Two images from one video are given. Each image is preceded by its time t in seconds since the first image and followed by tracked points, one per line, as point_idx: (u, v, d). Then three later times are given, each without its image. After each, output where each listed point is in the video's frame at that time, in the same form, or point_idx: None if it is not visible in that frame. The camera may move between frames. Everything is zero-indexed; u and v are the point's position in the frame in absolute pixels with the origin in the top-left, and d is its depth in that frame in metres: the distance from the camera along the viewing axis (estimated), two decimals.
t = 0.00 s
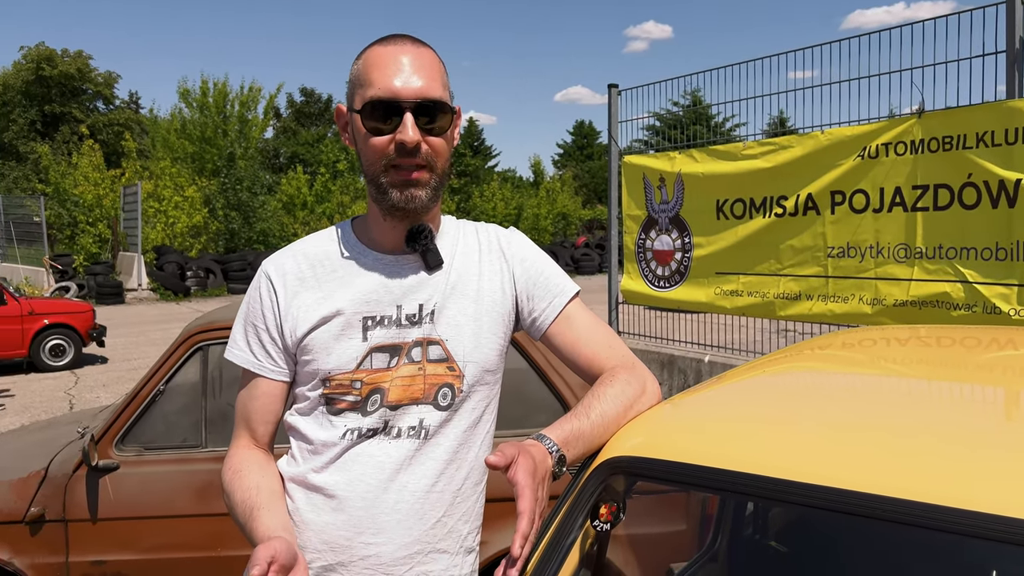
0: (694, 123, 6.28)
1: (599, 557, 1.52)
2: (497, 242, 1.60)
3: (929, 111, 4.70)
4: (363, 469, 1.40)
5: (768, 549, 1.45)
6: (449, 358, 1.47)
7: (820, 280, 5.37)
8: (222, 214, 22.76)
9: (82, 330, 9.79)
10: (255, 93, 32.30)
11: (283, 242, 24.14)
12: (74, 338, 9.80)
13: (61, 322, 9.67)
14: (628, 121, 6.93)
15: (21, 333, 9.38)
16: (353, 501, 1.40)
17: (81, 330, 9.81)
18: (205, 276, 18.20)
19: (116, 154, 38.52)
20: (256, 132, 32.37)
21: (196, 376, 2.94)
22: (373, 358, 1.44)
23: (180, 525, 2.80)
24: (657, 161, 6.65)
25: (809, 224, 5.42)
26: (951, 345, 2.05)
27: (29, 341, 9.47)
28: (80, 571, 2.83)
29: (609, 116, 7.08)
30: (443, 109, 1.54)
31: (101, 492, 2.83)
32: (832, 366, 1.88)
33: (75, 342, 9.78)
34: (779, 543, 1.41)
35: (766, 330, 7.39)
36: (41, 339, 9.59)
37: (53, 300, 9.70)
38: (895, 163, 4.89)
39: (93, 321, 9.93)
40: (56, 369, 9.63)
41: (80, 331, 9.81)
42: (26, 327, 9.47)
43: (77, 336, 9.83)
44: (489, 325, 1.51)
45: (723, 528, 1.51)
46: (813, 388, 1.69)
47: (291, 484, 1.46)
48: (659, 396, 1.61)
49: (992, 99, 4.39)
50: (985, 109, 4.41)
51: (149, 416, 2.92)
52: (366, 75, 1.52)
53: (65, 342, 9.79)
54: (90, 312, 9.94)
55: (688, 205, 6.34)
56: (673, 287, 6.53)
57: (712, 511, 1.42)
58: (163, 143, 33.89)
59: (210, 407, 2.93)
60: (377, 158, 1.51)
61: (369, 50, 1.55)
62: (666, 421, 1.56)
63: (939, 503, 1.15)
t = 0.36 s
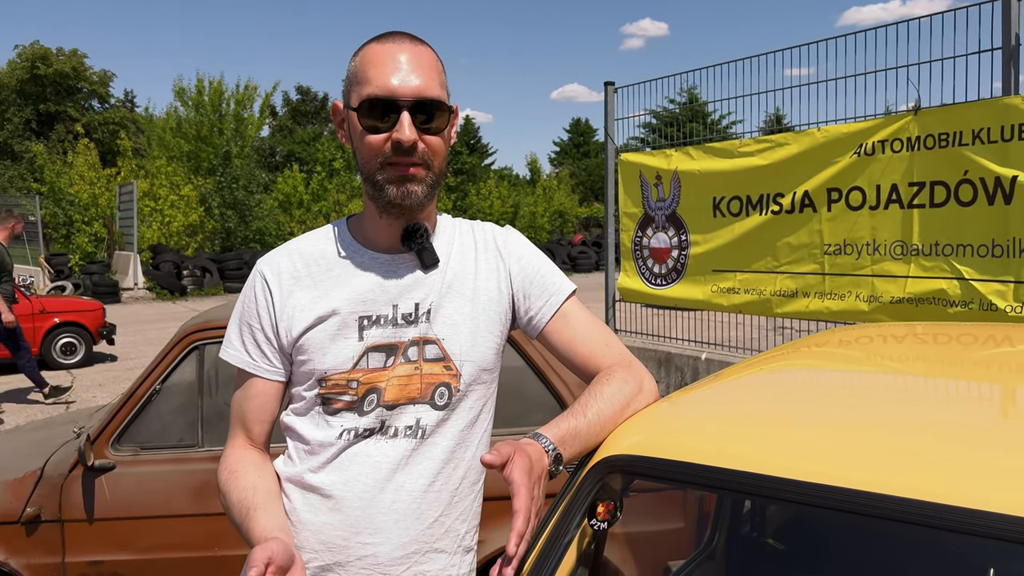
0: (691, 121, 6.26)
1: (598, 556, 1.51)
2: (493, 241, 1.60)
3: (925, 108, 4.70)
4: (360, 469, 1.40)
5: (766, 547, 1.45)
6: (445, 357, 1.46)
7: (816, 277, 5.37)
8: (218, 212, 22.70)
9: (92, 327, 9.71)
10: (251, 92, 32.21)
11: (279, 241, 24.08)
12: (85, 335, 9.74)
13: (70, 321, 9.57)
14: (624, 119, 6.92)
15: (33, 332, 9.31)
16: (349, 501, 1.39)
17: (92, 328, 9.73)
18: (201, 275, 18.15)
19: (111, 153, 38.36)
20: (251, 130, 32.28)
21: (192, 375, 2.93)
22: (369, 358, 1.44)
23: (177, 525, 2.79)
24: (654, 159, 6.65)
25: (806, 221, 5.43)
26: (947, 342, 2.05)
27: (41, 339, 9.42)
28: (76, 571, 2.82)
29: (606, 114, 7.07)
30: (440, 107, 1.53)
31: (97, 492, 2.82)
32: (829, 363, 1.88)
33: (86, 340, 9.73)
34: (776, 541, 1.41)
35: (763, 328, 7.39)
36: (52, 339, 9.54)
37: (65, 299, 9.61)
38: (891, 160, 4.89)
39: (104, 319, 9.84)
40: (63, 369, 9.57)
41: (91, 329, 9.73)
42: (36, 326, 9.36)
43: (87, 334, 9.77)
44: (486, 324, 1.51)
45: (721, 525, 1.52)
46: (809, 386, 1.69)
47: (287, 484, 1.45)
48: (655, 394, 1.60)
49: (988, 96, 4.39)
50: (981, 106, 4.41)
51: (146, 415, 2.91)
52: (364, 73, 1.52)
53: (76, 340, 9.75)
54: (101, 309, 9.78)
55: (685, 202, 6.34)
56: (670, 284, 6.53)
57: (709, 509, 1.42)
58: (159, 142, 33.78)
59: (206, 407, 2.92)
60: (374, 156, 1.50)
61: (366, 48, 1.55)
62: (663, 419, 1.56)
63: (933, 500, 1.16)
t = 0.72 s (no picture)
0: (687, 119, 6.26)
1: (597, 556, 1.50)
2: (492, 240, 1.59)
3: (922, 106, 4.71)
4: (359, 470, 1.39)
5: (765, 545, 1.45)
6: (445, 357, 1.46)
7: (813, 275, 5.38)
8: (214, 211, 22.67)
9: (104, 326, 9.74)
10: (247, 91, 32.13)
11: (276, 240, 24.05)
12: (96, 334, 9.76)
13: (81, 319, 9.62)
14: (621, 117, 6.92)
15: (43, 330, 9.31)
16: (349, 502, 1.39)
17: (103, 326, 9.76)
18: (197, 275, 18.13)
19: (106, 152, 38.26)
20: (248, 129, 32.22)
21: (189, 375, 2.93)
22: (368, 357, 1.43)
23: (175, 525, 2.79)
24: (651, 157, 6.64)
25: (803, 219, 5.43)
26: (945, 339, 2.05)
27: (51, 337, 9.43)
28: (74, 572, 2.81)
29: (603, 112, 7.07)
30: (440, 106, 1.53)
31: (94, 492, 2.81)
32: (827, 362, 1.88)
33: (98, 339, 9.75)
34: (774, 539, 1.41)
35: (759, 325, 7.40)
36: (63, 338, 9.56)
37: (77, 297, 9.63)
38: (888, 157, 4.89)
39: (115, 318, 9.88)
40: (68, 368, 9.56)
41: (102, 328, 9.76)
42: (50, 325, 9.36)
43: (99, 334, 9.80)
44: (485, 323, 1.50)
45: (720, 523, 1.51)
46: (806, 384, 1.69)
47: (286, 485, 1.45)
48: (656, 393, 1.60)
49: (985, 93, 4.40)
50: (978, 103, 4.42)
51: (142, 415, 2.90)
52: (364, 71, 1.51)
53: (88, 339, 9.78)
54: (112, 308, 9.87)
55: (682, 201, 6.34)
56: (667, 283, 6.52)
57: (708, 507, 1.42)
58: (155, 141, 33.71)
59: (203, 407, 2.92)
60: (373, 154, 1.49)
61: (366, 46, 1.54)
62: (662, 418, 1.55)
63: (932, 498, 1.15)
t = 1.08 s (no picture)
0: (685, 119, 6.25)
1: (597, 557, 1.50)
2: (492, 240, 1.58)
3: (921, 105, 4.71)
4: (360, 471, 1.39)
5: (765, 546, 1.45)
6: (445, 358, 1.46)
7: (812, 275, 5.38)
8: (212, 211, 22.63)
9: (118, 326, 9.65)
10: (244, 90, 32.09)
11: (274, 240, 24.02)
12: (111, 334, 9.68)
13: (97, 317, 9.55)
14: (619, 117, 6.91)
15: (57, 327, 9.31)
16: (349, 502, 1.38)
17: (119, 325, 9.67)
18: (195, 275, 18.11)
19: (104, 152, 38.24)
20: (245, 129, 32.16)
21: (187, 375, 2.92)
22: (368, 358, 1.43)
23: (173, 526, 2.78)
24: (650, 157, 6.64)
25: (801, 219, 5.43)
26: (944, 339, 2.05)
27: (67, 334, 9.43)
28: (72, 572, 2.80)
29: (601, 112, 7.06)
30: (441, 107, 1.52)
31: (93, 493, 2.80)
32: (826, 361, 1.88)
33: (113, 337, 9.64)
34: (775, 539, 1.41)
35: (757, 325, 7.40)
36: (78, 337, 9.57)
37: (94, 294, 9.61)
38: (887, 157, 4.90)
39: (129, 317, 9.81)
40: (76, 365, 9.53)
41: (116, 327, 9.65)
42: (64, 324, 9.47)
43: (114, 331, 9.67)
44: (485, 323, 1.50)
45: (721, 523, 1.51)
46: (806, 384, 1.69)
47: (286, 486, 1.44)
48: (656, 393, 1.59)
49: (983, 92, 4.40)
50: (977, 102, 4.42)
51: (141, 416, 2.90)
52: (366, 70, 1.51)
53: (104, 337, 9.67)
54: (127, 308, 9.79)
55: (680, 200, 6.34)
56: (665, 282, 6.52)
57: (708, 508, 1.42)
58: (152, 141, 33.66)
59: (201, 407, 2.91)
60: (374, 154, 1.48)
61: (367, 45, 1.53)
62: (663, 418, 1.55)
63: (933, 497, 1.15)
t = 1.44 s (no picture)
0: (684, 117, 6.25)
1: (598, 556, 1.50)
2: (494, 239, 1.58)
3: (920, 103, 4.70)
4: (362, 469, 1.39)
5: (766, 544, 1.45)
6: (447, 356, 1.45)
7: (811, 273, 5.39)
8: (211, 210, 22.60)
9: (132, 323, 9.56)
10: (242, 89, 32.04)
11: (273, 239, 23.99)
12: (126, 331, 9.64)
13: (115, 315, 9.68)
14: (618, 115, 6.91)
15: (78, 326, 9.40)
16: (352, 501, 1.38)
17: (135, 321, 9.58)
18: (194, 274, 18.09)
19: (103, 151, 38.18)
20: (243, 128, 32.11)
21: (187, 374, 2.92)
22: (370, 357, 1.42)
23: (173, 525, 2.78)
24: (649, 155, 6.64)
25: (801, 217, 5.43)
26: (944, 337, 2.05)
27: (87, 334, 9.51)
28: (72, 572, 2.80)
29: (601, 110, 7.06)
30: (443, 106, 1.52)
31: (92, 492, 2.80)
32: (827, 360, 1.88)
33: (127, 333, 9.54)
34: (776, 538, 1.41)
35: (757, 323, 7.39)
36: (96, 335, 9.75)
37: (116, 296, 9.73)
38: (886, 155, 4.90)
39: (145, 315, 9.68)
40: (91, 366, 9.58)
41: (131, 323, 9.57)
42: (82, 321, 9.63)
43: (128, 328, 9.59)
44: (486, 322, 1.50)
45: (722, 522, 1.51)
46: (807, 382, 1.69)
47: (288, 484, 1.44)
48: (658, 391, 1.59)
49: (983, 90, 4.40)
50: (977, 101, 4.42)
51: (140, 415, 2.89)
52: (367, 69, 1.50)
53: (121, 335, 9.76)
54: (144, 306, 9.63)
55: (680, 199, 6.33)
56: (665, 281, 6.52)
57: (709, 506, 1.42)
58: (150, 140, 33.60)
59: (201, 406, 2.90)
60: (376, 153, 1.48)
61: (369, 43, 1.53)
62: (665, 417, 1.55)
63: (936, 496, 1.15)
